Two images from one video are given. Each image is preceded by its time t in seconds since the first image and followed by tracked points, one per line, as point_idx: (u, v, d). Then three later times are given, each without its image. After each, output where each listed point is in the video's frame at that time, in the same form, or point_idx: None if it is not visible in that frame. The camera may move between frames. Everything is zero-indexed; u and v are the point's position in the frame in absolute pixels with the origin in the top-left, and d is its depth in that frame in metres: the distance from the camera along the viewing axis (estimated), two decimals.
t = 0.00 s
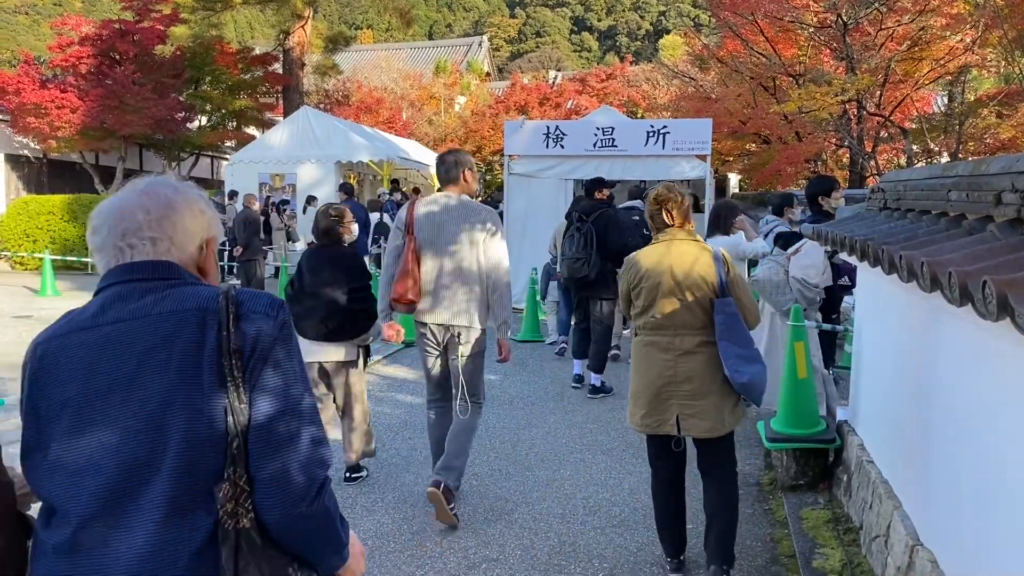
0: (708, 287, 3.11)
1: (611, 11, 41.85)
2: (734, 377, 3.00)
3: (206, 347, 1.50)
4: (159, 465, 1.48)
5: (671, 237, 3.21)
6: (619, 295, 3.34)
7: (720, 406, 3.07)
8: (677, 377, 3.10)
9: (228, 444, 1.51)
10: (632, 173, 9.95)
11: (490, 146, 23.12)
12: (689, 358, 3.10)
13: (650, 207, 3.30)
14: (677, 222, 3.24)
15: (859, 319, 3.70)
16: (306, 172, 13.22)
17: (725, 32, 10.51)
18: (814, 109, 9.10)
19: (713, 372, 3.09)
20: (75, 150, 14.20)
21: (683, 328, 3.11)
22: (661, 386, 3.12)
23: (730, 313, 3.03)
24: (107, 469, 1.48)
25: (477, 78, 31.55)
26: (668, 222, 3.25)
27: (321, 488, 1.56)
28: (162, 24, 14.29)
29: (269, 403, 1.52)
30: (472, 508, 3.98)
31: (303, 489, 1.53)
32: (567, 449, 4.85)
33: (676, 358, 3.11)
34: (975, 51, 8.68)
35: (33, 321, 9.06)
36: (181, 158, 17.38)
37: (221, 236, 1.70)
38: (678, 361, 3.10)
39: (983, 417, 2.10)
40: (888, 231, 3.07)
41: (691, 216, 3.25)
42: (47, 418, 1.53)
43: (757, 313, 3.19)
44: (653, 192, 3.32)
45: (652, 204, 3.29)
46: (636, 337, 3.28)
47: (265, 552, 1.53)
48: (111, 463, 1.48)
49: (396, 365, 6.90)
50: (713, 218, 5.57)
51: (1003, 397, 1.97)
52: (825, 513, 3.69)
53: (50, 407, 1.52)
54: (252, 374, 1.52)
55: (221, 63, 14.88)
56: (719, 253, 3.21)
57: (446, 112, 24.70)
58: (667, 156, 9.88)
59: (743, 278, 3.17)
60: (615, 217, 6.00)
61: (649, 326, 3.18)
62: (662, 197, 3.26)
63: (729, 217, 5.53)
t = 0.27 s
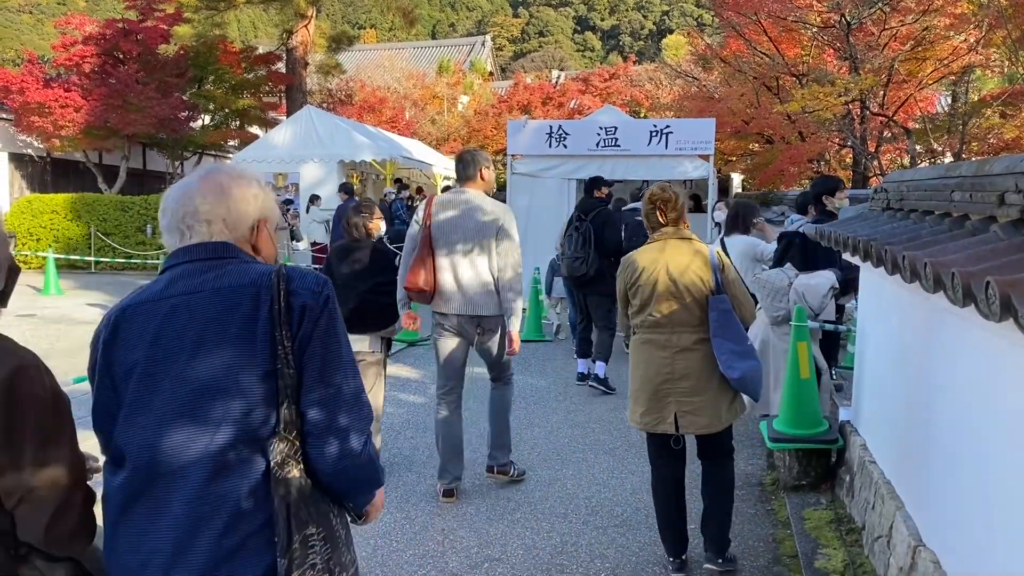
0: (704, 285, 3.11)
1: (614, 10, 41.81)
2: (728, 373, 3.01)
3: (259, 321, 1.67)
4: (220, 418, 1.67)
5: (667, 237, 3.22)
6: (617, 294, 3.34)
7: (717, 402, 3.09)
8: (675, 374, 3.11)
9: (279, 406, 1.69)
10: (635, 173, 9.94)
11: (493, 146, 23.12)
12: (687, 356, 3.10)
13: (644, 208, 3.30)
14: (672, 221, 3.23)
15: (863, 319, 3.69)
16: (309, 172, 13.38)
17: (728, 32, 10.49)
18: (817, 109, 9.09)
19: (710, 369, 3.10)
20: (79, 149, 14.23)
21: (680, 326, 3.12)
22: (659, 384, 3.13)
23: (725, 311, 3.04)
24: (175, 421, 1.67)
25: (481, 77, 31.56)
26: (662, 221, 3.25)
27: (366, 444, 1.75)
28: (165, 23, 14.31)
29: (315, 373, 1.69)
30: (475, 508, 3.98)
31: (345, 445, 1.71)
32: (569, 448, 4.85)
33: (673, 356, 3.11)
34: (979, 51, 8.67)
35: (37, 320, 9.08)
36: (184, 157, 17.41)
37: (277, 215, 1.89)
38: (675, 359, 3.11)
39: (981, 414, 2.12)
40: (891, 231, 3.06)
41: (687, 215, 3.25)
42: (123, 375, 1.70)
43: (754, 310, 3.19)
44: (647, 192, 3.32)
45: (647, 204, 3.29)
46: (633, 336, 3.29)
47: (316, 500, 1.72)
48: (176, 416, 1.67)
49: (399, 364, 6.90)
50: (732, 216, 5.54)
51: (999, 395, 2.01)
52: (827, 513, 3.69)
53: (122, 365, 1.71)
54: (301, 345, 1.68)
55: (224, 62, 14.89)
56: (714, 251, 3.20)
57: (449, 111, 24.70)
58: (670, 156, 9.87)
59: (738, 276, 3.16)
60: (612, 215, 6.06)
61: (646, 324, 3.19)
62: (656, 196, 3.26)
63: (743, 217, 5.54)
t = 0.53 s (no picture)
0: (708, 285, 3.12)
1: (617, 10, 41.76)
2: (735, 372, 3.02)
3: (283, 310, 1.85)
4: (250, 399, 1.85)
5: (670, 237, 3.22)
6: (619, 294, 3.34)
7: (720, 401, 3.11)
8: (680, 373, 3.12)
9: (303, 386, 1.88)
10: (637, 173, 9.94)
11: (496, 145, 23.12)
12: (691, 355, 3.12)
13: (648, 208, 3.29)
14: (676, 221, 3.23)
15: (864, 320, 3.69)
16: (312, 170, 13.39)
17: (732, 31, 10.47)
18: (820, 109, 9.08)
19: (714, 368, 3.12)
20: (82, 148, 14.25)
21: (685, 325, 3.13)
22: (663, 382, 3.13)
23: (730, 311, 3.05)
24: (206, 405, 1.83)
25: (484, 77, 31.56)
26: (665, 221, 3.25)
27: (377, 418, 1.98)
28: (168, 22, 14.32)
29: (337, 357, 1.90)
30: (477, 508, 3.99)
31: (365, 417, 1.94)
32: (571, 448, 4.85)
33: (678, 355, 3.12)
34: (983, 51, 8.66)
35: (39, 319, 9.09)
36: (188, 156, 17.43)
37: (289, 211, 2.07)
38: (680, 358, 3.12)
39: (981, 420, 2.14)
40: (894, 232, 3.06)
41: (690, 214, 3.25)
42: (154, 364, 1.85)
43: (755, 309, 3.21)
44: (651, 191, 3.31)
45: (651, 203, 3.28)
46: (637, 335, 3.29)
47: (336, 469, 1.93)
48: (209, 398, 1.83)
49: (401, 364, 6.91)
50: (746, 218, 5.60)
51: (1000, 401, 2.02)
52: (830, 513, 3.69)
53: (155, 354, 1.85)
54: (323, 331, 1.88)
55: (227, 62, 14.90)
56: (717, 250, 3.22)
57: (452, 111, 24.70)
58: (673, 156, 9.86)
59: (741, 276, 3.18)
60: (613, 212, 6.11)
61: (651, 323, 3.19)
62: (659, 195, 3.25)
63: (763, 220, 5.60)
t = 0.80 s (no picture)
0: (720, 286, 3.13)
1: (620, 10, 41.74)
2: (746, 373, 3.03)
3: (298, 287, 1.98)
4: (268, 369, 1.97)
5: (683, 238, 3.22)
6: (628, 294, 3.34)
7: (727, 400, 3.13)
8: (690, 373, 3.12)
9: (316, 357, 2.01)
10: (640, 173, 9.94)
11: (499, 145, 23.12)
12: (702, 355, 3.12)
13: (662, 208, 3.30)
14: (688, 222, 3.24)
15: (867, 321, 3.68)
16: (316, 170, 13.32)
17: (735, 32, 10.46)
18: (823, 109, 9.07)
19: (724, 368, 3.14)
20: (85, 148, 14.29)
21: (696, 326, 3.14)
22: (674, 382, 3.13)
23: (742, 313, 3.06)
24: (228, 372, 1.96)
25: (486, 77, 31.56)
26: (678, 221, 3.25)
27: (385, 388, 2.09)
28: (172, 22, 14.33)
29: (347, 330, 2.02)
30: (480, 507, 3.99)
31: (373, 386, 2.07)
32: (574, 448, 4.85)
33: (689, 355, 3.13)
34: (986, 51, 8.65)
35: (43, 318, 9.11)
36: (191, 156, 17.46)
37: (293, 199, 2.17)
38: (691, 358, 3.13)
39: (982, 421, 2.15)
40: (896, 233, 3.06)
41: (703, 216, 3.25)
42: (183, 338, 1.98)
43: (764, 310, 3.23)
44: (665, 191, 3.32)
45: (665, 203, 3.28)
46: (646, 335, 3.29)
47: (348, 429, 2.08)
48: (232, 373, 1.96)
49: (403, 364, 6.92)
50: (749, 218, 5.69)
51: (1000, 401, 2.03)
52: (832, 514, 3.69)
53: (185, 332, 1.98)
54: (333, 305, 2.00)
55: (230, 62, 14.90)
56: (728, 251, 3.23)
57: (455, 111, 24.71)
58: (676, 156, 9.86)
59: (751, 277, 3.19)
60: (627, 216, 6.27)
61: (662, 323, 3.19)
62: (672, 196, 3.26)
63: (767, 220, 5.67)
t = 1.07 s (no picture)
0: (732, 286, 3.14)
1: (624, 11, 41.72)
2: (755, 372, 3.03)
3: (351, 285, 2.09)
4: (322, 362, 2.05)
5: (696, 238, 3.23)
6: (640, 292, 3.35)
7: (739, 398, 3.13)
8: (702, 371, 3.12)
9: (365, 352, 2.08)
10: (643, 173, 9.93)
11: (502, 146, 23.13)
12: (714, 353, 3.13)
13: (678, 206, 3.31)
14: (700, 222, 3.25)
15: (871, 322, 3.68)
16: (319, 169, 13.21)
17: (737, 32, 10.44)
18: (827, 110, 9.07)
19: (736, 366, 3.14)
20: (89, 148, 14.32)
21: (707, 325, 3.14)
22: (686, 380, 3.13)
23: (754, 314, 3.06)
24: (282, 365, 2.04)
25: (489, 77, 31.57)
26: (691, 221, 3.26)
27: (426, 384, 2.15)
28: (175, 22, 14.36)
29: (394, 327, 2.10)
30: (483, 507, 4.00)
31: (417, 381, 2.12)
32: (577, 448, 4.86)
33: (701, 353, 3.13)
34: (990, 52, 8.65)
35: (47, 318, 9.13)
36: (194, 155, 17.49)
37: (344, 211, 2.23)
38: (703, 356, 3.13)
39: (983, 421, 2.17)
40: (900, 233, 3.05)
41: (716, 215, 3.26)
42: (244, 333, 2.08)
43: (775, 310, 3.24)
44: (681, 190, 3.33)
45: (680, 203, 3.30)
46: (658, 333, 3.29)
47: (390, 420, 2.11)
48: (285, 364, 2.03)
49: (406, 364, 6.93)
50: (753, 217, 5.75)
51: (1005, 401, 2.03)
52: (836, 514, 3.69)
53: (243, 325, 2.07)
54: (383, 302, 2.10)
55: (233, 62, 14.93)
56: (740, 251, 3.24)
57: (458, 111, 24.73)
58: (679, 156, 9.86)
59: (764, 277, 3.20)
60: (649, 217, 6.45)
61: (674, 322, 3.19)
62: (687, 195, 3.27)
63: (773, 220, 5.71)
